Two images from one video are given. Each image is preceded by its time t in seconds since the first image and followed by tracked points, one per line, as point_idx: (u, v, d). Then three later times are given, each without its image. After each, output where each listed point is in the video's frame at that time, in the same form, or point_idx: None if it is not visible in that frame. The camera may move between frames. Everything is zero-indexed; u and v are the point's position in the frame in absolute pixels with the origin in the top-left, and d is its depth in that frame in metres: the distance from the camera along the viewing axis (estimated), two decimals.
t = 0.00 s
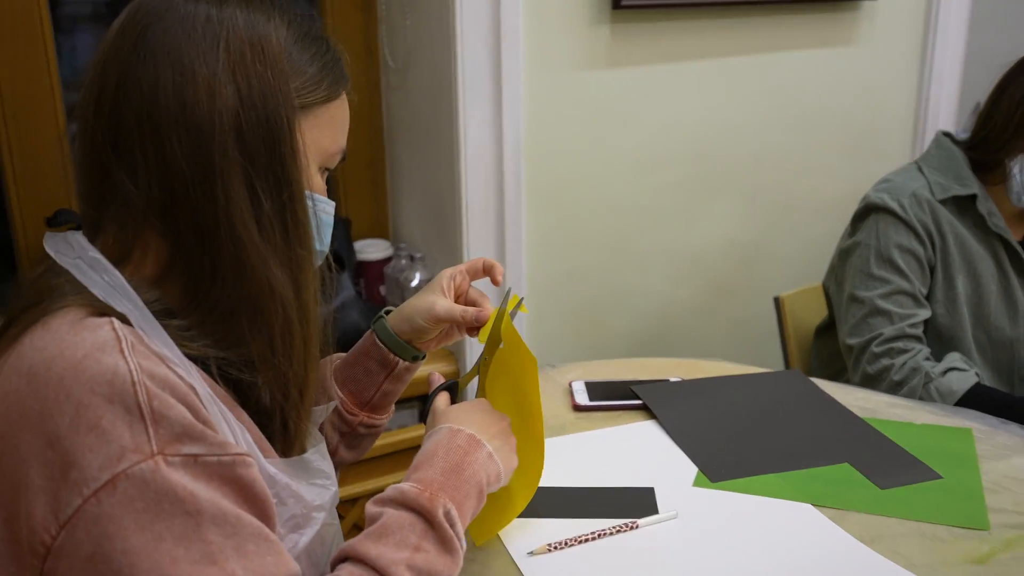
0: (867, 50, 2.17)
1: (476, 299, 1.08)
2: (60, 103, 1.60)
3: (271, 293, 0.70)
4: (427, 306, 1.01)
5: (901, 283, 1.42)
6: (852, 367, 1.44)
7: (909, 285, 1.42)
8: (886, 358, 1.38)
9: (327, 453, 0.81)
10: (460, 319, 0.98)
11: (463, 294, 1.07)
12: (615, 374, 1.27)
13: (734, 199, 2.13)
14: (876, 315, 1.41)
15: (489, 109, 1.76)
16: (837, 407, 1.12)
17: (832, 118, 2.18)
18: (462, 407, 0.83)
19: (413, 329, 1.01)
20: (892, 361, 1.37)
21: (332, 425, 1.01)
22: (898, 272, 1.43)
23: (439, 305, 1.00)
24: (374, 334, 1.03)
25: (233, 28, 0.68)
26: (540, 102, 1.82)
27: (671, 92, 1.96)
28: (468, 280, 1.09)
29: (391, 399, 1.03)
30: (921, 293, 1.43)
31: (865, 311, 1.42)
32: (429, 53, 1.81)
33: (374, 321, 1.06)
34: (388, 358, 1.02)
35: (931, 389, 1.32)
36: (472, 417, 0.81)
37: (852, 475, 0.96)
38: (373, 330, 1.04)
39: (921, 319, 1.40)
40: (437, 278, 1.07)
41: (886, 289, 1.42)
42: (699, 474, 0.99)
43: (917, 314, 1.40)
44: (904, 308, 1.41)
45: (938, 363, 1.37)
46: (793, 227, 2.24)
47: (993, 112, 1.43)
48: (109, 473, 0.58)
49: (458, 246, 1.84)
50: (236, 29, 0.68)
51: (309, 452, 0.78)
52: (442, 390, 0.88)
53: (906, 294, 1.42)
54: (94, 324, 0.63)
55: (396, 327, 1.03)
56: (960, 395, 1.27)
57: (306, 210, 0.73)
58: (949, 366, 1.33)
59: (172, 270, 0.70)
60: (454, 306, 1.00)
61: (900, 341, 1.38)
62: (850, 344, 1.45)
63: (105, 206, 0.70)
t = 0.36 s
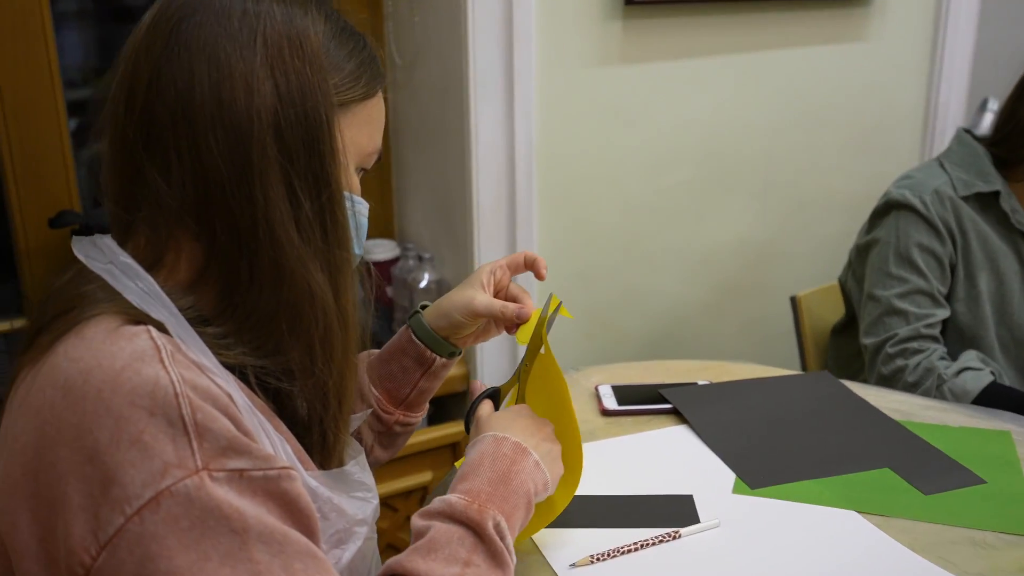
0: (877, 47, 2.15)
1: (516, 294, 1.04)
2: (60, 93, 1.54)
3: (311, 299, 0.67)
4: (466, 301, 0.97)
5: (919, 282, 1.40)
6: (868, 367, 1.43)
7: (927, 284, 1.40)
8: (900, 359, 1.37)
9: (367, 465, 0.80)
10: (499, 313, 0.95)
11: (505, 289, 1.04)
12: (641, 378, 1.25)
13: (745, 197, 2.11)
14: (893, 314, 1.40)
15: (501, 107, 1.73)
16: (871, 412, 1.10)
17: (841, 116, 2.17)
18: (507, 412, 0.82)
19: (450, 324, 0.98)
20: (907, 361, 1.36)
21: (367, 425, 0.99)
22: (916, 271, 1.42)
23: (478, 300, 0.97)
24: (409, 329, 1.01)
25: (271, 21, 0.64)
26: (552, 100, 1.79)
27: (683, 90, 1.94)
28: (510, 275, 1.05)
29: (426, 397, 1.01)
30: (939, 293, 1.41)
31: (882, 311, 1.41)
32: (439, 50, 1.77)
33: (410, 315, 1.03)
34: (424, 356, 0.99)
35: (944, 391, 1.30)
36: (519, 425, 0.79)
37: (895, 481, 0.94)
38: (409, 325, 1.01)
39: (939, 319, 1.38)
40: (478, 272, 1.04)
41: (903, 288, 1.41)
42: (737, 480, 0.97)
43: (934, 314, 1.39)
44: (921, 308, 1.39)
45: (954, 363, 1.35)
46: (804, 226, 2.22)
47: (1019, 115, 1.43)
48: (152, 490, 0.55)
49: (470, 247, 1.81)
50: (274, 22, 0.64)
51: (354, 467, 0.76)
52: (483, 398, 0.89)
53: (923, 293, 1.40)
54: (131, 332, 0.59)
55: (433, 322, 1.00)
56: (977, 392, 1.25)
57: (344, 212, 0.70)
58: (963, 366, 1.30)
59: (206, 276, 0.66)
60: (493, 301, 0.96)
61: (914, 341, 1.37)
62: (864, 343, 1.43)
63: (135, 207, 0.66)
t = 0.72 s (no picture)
0: (857, 43, 2.18)
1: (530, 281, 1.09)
2: (39, 91, 1.48)
3: (337, 290, 0.66)
4: (483, 291, 1.02)
5: (907, 272, 1.43)
6: (856, 355, 1.46)
7: (914, 273, 1.42)
8: (887, 346, 1.39)
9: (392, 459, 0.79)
10: (518, 303, 0.99)
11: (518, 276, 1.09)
12: (644, 371, 1.26)
13: (731, 191, 2.12)
14: (881, 303, 1.42)
15: (491, 102, 1.72)
16: (875, 401, 1.12)
17: (823, 111, 2.19)
18: (532, 408, 0.82)
19: (468, 314, 1.02)
20: (894, 349, 1.38)
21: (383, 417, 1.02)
22: (905, 260, 1.44)
23: (495, 289, 1.01)
24: (424, 321, 1.04)
25: (295, 6, 0.62)
26: (543, 94, 1.79)
27: (669, 85, 1.95)
28: (523, 261, 1.10)
29: (441, 386, 1.05)
30: (926, 281, 1.43)
31: (870, 299, 1.44)
32: (427, 45, 1.76)
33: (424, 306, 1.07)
34: (440, 346, 1.03)
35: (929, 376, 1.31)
36: (545, 419, 0.80)
37: (908, 467, 0.96)
38: (423, 316, 1.05)
39: (925, 308, 1.41)
40: (493, 259, 1.09)
41: (892, 278, 1.43)
42: (752, 468, 0.97)
43: (922, 302, 1.41)
44: (909, 297, 1.42)
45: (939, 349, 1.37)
46: (788, 220, 2.24)
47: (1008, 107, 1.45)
48: (185, 486, 0.54)
49: (461, 243, 1.80)
50: (298, 7, 0.62)
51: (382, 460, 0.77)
52: (507, 396, 0.89)
53: (912, 283, 1.42)
54: (158, 324, 0.58)
55: (450, 312, 1.04)
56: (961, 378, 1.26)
57: (368, 202, 0.69)
58: (948, 352, 1.32)
59: (230, 268, 0.64)
60: (510, 291, 1.01)
61: (902, 330, 1.39)
62: (853, 331, 1.46)
63: (156, 198, 0.65)
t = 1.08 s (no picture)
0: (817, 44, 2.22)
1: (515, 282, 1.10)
2: None
3: (324, 291, 0.65)
4: (471, 295, 1.02)
5: (873, 267, 1.46)
6: (821, 349, 1.50)
7: (879, 268, 1.46)
8: (852, 340, 1.44)
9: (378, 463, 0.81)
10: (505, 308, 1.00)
11: (503, 275, 1.09)
12: (620, 368, 1.27)
13: (697, 189, 2.15)
14: (846, 298, 1.47)
15: (459, 102, 1.72)
16: (849, 395, 1.14)
17: (785, 111, 2.23)
18: (522, 415, 0.82)
19: (455, 318, 1.03)
20: (859, 343, 1.42)
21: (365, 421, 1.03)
22: (870, 255, 1.47)
23: (482, 294, 1.02)
24: (410, 323, 1.05)
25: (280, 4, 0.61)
26: (512, 94, 1.79)
27: (635, 85, 1.96)
28: (507, 260, 1.10)
29: (425, 388, 1.06)
30: (892, 275, 1.47)
31: (836, 294, 1.48)
32: (393, 45, 1.74)
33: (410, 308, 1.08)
34: (426, 348, 1.04)
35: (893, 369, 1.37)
36: (535, 426, 0.80)
37: (884, 459, 0.98)
38: (409, 319, 1.06)
39: (891, 302, 1.44)
40: (477, 259, 1.09)
41: (857, 273, 1.47)
42: (732, 464, 0.98)
43: (887, 297, 1.45)
44: (874, 292, 1.45)
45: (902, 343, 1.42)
46: (754, 217, 2.28)
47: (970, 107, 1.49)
48: (176, 492, 0.53)
49: (430, 244, 1.79)
50: (283, 6, 0.61)
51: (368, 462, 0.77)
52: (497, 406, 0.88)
53: (877, 277, 1.46)
54: (145, 328, 0.58)
55: (436, 315, 1.05)
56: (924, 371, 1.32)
57: (354, 203, 0.68)
58: (910, 346, 1.37)
59: (215, 271, 0.63)
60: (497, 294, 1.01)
61: (867, 324, 1.43)
62: (820, 325, 1.50)
63: (140, 200, 0.64)
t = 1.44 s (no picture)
0: (775, 47, 2.26)
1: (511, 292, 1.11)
2: None
3: (291, 297, 0.64)
4: (466, 305, 1.05)
5: (836, 267, 1.49)
6: (788, 349, 1.53)
7: (844, 268, 1.48)
8: (815, 341, 1.47)
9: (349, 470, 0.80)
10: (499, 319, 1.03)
11: (501, 285, 1.12)
12: (585, 370, 1.27)
13: (659, 191, 2.17)
14: (812, 299, 1.50)
15: (421, 104, 1.71)
16: (811, 393, 1.16)
17: (744, 113, 2.26)
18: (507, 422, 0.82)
19: (448, 327, 1.06)
20: (821, 343, 1.46)
21: (355, 419, 1.07)
22: (834, 257, 1.51)
23: (477, 304, 1.05)
24: (404, 326, 1.08)
25: (242, 7, 0.61)
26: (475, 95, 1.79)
27: (596, 87, 1.98)
28: (506, 270, 1.13)
29: (414, 392, 1.10)
30: (857, 276, 1.50)
31: (801, 296, 1.51)
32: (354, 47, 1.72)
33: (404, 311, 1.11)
34: (419, 353, 1.07)
35: (853, 366, 1.39)
36: (522, 433, 0.80)
37: (849, 456, 1.00)
38: (404, 322, 1.09)
39: (854, 302, 1.47)
40: (475, 268, 1.11)
41: (821, 274, 1.50)
42: (699, 464, 0.99)
43: (851, 297, 1.48)
44: (839, 292, 1.48)
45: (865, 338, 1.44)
46: (714, 217, 2.31)
47: (929, 111, 1.54)
48: (145, 504, 0.52)
49: (393, 246, 1.78)
50: (245, 9, 0.61)
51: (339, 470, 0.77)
52: (483, 411, 0.89)
53: (842, 278, 1.49)
54: (110, 337, 0.57)
55: (430, 322, 1.08)
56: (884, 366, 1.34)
57: (321, 208, 0.67)
58: (870, 341, 1.39)
59: (179, 279, 0.62)
60: (492, 305, 1.04)
61: (829, 324, 1.47)
62: (786, 327, 1.53)
63: (101, 207, 0.62)
